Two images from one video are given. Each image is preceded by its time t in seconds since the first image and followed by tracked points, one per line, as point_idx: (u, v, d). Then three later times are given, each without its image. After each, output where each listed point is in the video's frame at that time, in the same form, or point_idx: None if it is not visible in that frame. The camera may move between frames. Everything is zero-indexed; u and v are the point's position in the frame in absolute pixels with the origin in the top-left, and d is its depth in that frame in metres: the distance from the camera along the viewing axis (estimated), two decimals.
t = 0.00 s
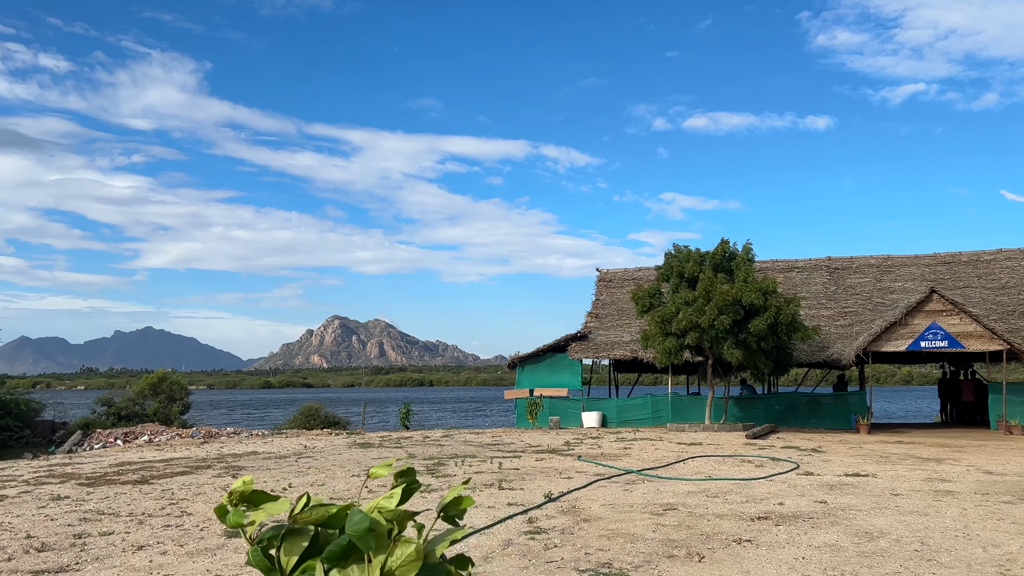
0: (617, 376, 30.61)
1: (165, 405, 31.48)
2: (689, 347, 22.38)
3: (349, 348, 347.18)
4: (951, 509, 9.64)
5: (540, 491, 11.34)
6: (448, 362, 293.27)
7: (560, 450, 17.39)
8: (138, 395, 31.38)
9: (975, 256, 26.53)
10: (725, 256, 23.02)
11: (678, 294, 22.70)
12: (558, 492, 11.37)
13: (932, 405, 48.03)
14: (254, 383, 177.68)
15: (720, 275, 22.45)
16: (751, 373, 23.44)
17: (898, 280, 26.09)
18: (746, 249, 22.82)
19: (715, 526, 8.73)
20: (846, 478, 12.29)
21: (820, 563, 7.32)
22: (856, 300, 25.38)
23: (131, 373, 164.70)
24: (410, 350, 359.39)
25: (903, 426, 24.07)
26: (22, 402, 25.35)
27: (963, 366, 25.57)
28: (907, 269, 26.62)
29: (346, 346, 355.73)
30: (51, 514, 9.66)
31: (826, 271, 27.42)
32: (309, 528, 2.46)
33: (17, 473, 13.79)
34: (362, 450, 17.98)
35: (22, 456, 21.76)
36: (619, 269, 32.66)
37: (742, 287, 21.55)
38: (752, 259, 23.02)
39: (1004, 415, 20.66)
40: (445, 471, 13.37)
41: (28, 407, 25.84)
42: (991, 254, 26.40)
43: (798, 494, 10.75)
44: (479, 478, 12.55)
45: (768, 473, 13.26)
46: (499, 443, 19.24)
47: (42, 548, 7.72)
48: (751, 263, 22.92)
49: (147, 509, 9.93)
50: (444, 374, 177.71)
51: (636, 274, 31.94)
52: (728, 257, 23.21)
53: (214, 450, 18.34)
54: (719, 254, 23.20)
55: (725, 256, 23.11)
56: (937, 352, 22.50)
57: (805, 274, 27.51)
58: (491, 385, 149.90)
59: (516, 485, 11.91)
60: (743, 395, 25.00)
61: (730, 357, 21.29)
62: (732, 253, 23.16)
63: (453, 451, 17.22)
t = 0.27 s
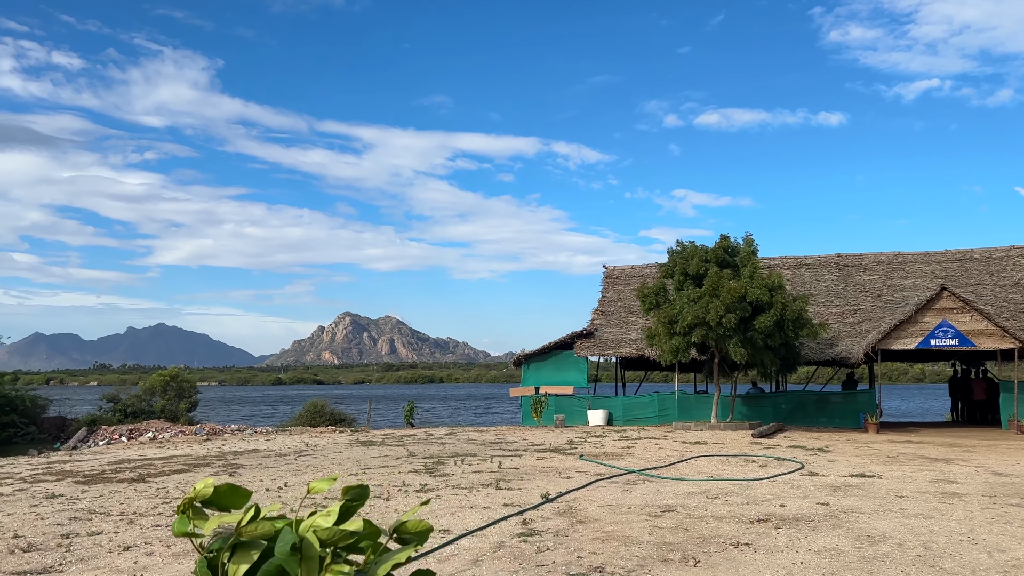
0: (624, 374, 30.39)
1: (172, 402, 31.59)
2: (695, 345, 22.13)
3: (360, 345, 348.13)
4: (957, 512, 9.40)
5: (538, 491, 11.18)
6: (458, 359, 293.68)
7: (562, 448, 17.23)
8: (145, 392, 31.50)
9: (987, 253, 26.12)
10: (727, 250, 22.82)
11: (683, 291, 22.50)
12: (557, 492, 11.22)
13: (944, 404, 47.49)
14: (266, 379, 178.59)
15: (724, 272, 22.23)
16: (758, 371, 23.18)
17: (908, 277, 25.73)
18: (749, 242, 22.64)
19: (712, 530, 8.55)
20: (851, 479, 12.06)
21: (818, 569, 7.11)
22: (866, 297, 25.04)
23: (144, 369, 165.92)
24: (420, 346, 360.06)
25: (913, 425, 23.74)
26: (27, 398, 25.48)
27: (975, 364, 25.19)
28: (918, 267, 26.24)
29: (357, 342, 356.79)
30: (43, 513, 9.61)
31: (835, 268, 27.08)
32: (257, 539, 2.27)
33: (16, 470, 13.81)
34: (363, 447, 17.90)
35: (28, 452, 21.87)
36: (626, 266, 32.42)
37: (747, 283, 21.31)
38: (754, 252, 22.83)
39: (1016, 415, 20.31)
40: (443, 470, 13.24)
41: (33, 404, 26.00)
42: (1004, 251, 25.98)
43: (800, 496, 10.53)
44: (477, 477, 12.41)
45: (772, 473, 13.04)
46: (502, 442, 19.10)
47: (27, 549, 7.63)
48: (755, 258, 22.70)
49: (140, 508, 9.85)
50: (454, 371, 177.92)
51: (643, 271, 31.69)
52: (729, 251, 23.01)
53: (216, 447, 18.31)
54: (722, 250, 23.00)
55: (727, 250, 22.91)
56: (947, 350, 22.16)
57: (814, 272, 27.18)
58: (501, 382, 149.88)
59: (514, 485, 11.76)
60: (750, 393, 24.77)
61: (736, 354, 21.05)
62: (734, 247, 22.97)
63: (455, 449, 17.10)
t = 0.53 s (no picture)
0: (629, 371, 30.16)
1: (179, 398, 31.63)
2: (700, 341, 21.86)
3: (370, 342, 349.00)
4: (962, 512, 9.15)
5: (533, 489, 11.00)
6: (468, 356, 293.89)
7: (563, 446, 17.05)
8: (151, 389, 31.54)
9: (999, 249, 25.71)
10: (731, 245, 22.55)
11: (687, 287, 22.24)
12: (553, 490, 11.04)
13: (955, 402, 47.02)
14: (276, 376, 179.34)
15: (729, 267, 21.96)
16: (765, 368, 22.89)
17: (918, 273, 25.35)
18: (753, 236, 22.38)
19: (707, 530, 8.34)
20: (855, 477, 11.80)
21: (814, 571, 6.89)
22: (874, 293, 24.69)
23: (155, 366, 166.99)
24: (430, 344, 360.52)
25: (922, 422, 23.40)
26: (31, 394, 25.76)
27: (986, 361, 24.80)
28: (928, 262, 25.85)
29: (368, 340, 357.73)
30: (32, 510, 9.52)
31: (844, 264, 26.73)
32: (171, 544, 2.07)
33: (12, 466, 13.77)
34: (363, 444, 17.79)
35: (31, 448, 21.94)
36: (632, 262, 32.16)
37: (752, 278, 21.03)
38: (758, 246, 22.54)
39: None
40: (440, 467, 13.07)
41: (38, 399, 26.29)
42: (1015, 247, 25.56)
43: (801, 495, 10.29)
44: (474, 475, 12.25)
45: (774, 471, 12.79)
46: (504, 439, 18.94)
47: (9, 547, 7.52)
48: (759, 252, 22.43)
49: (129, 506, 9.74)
50: (464, 368, 178.02)
51: (649, 267, 31.43)
52: (733, 246, 22.73)
53: (215, 444, 18.25)
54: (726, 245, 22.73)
55: (730, 245, 22.64)
56: (957, 347, 21.82)
57: (822, 268, 26.83)
58: (511, 379, 149.82)
59: (510, 482, 11.59)
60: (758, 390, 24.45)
61: (742, 350, 20.77)
62: (737, 242, 22.70)
63: (455, 446, 16.95)
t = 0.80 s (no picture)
0: (637, 371, 29.87)
1: (186, 398, 31.72)
2: (707, 341, 21.57)
3: (382, 342, 349.82)
4: (970, 519, 8.87)
5: (531, 493, 10.81)
6: (479, 356, 294.03)
7: (566, 448, 16.85)
8: (158, 389, 31.88)
9: (1012, 249, 25.26)
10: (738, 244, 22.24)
11: (694, 287, 21.97)
12: (551, 494, 10.84)
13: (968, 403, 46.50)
14: (288, 376, 180.13)
15: (736, 267, 21.67)
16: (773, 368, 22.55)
17: (929, 272, 24.95)
18: (761, 235, 22.08)
19: (706, 537, 8.12)
20: (861, 482, 11.51)
21: None
22: (885, 293, 24.32)
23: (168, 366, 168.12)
24: (441, 343, 360.96)
25: (934, 424, 23.02)
26: (37, 394, 25.93)
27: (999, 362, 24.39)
28: (939, 262, 25.45)
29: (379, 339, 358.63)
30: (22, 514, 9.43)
31: (854, 264, 26.36)
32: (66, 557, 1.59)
33: (10, 467, 13.73)
34: (364, 446, 17.67)
35: (36, 448, 22.00)
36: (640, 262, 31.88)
37: (760, 278, 20.73)
38: (767, 246, 22.26)
39: None
40: (438, 470, 12.90)
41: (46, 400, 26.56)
42: None
43: (805, 500, 10.02)
44: (472, 478, 12.07)
45: (779, 475, 12.52)
46: (507, 440, 18.75)
47: None
48: (767, 252, 22.12)
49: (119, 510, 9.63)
50: (474, 368, 178.08)
51: (656, 267, 31.15)
52: (740, 246, 22.43)
53: (217, 444, 18.18)
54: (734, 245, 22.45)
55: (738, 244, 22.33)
56: (969, 348, 21.44)
57: (831, 267, 26.48)
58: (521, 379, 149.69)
59: (508, 486, 11.39)
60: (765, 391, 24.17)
61: (749, 350, 20.47)
62: (745, 241, 22.40)
63: (456, 448, 16.79)
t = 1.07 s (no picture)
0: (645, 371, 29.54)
1: (192, 397, 32.44)
2: (715, 340, 21.26)
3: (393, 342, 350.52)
4: (985, 523, 8.53)
5: (531, 495, 10.55)
6: (490, 357, 294.03)
7: (571, 449, 16.59)
8: (164, 388, 32.54)
9: None
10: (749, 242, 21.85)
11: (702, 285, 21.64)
12: (551, 496, 10.58)
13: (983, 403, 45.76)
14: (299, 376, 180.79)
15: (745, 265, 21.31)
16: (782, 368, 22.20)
17: (943, 270, 24.50)
18: (773, 234, 21.68)
19: (707, 542, 7.84)
20: (872, 484, 11.18)
21: None
22: (897, 291, 23.89)
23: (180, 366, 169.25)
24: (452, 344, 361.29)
25: (948, 425, 22.57)
26: (43, 395, 26.02)
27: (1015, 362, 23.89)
28: (953, 260, 24.98)
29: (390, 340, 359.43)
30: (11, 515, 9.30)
31: (866, 262, 25.94)
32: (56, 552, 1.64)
33: (8, 468, 13.65)
34: (367, 446, 17.51)
35: (42, 449, 22.04)
36: (648, 261, 31.56)
37: (770, 277, 20.37)
38: (779, 245, 21.89)
39: None
40: (438, 471, 12.67)
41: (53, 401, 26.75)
42: None
43: (813, 503, 9.71)
44: (472, 479, 11.83)
45: (787, 477, 12.19)
46: (511, 441, 18.51)
47: None
48: (778, 251, 21.74)
49: (110, 511, 9.49)
50: (485, 368, 178.01)
51: (665, 266, 30.82)
52: (751, 244, 22.03)
53: (219, 445, 18.08)
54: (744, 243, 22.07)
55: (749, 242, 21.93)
56: (983, 347, 21.00)
57: (843, 265, 26.08)
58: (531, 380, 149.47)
59: (508, 488, 11.14)
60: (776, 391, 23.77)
61: (759, 349, 20.12)
62: (756, 240, 22.02)
63: (459, 448, 16.58)
